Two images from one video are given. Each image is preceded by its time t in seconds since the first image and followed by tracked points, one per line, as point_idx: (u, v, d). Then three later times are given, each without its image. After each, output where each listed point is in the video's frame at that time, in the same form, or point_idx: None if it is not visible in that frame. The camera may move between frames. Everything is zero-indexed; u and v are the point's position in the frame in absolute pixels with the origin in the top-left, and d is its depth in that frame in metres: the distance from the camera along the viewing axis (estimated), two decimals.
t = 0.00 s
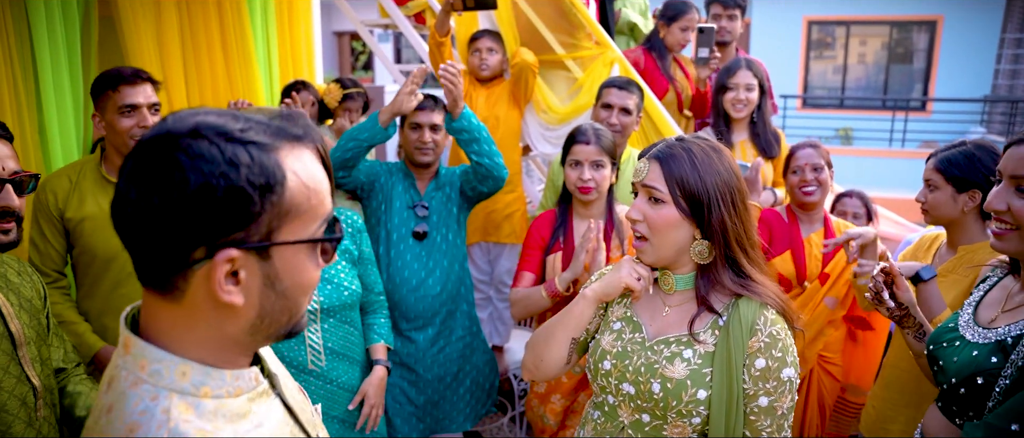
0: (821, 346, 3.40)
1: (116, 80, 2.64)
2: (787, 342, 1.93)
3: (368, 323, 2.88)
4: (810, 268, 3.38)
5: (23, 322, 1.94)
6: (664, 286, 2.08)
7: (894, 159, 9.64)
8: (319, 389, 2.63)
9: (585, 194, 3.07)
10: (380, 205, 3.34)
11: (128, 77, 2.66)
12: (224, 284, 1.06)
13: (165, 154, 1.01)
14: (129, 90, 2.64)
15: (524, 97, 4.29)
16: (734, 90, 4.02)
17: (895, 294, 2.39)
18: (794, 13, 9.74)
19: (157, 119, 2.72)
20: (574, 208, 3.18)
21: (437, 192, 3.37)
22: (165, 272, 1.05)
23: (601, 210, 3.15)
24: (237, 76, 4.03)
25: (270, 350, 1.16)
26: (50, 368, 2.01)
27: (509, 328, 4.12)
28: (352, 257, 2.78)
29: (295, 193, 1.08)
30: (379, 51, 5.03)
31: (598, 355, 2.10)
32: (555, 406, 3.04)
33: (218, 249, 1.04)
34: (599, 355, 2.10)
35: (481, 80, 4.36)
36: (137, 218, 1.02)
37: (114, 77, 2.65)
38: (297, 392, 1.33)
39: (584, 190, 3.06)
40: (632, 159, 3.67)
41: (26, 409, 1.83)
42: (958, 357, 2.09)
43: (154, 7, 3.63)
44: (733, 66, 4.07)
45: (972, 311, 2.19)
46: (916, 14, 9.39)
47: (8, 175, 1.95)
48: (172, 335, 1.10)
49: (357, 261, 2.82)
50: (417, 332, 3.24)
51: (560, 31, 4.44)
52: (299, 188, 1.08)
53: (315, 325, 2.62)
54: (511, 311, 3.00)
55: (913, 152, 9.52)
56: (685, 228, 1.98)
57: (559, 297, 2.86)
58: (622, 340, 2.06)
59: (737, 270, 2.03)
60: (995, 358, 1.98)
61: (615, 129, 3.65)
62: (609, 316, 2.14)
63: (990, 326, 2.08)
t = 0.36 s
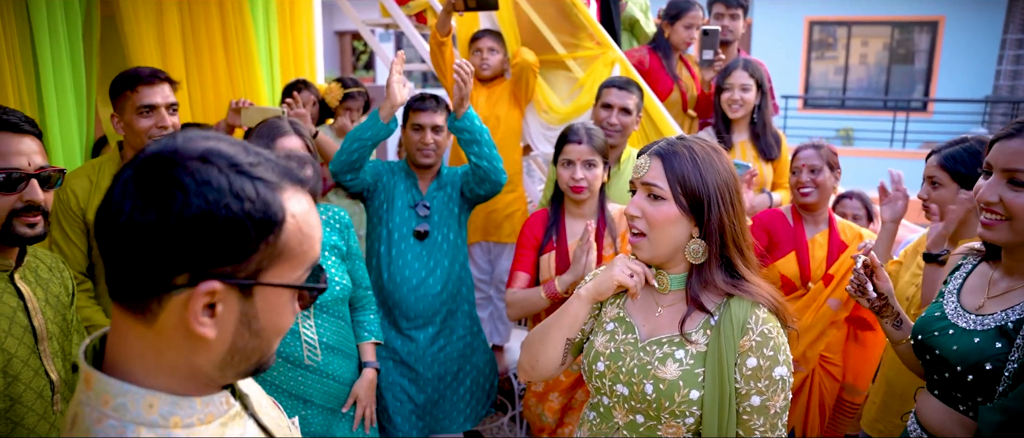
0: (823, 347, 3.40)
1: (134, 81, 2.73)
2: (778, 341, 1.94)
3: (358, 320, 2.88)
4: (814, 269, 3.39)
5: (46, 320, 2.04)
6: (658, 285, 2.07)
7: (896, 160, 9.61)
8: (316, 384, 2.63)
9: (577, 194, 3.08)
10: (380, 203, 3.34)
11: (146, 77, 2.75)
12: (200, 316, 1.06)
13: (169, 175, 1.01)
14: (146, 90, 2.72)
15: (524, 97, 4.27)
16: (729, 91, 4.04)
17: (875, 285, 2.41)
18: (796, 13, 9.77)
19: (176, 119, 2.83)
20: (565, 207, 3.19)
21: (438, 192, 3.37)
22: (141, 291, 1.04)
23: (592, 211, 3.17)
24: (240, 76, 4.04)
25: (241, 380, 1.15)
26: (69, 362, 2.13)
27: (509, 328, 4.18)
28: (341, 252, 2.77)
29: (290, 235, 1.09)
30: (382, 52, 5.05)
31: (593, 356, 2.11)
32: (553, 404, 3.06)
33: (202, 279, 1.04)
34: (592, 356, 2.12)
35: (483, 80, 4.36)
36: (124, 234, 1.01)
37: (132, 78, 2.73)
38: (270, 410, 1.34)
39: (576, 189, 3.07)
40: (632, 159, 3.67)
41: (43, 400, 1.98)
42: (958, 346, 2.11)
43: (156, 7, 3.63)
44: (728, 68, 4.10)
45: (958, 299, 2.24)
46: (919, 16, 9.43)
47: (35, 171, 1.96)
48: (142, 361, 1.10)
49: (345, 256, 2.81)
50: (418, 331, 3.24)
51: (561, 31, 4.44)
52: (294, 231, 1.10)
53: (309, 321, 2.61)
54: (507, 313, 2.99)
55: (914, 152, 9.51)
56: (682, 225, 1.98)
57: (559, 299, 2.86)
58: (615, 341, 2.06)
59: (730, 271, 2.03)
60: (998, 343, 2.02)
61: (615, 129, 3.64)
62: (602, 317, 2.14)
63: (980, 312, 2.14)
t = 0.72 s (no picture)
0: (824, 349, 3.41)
1: (142, 83, 2.72)
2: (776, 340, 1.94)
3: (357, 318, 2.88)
4: (814, 272, 3.40)
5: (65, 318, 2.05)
6: (658, 285, 2.07)
7: (898, 161, 9.59)
8: (319, 380, 2.62)
9: (570, 194, 3.09)
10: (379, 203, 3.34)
11: (156, 78, 2.75)
12: (164, 334, 1.05)
13: (116, 195, 1.01)
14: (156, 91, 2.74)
15: (524, 97, 4.26)
16: (728, 93, 4.05)
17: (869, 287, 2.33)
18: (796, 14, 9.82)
19: (185, 119, 2.84)
20: (558, 208, 3.19)
21: (439, 192, 3.36)
22: (104, 315, 1.04)
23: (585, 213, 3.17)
24: (240, 75, 4.03)
25: (225, 381, 1.15)
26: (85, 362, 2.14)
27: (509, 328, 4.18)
28: (339, 249, 2.79)
29: (248, 242, 1.08)
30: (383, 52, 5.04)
31: (591, 355, 2.11)
32: (554, 404, 3.06)
33: (162, 298, 1.03)
34: (591, 355, 2.12)
35: (483, 80, 4.35)
36: (81, 259, 1.02)
37: (140, 79, 2.74)
38: (258, 416, 1.34)
39: (569, 190, 3.08)
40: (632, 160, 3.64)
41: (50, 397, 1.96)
42: (964, 339, 2.12)
43: (158, 6, 3.64)
44: (728, 71, 4.12)
45: (952, 296, 2.26)
46: (919, 16, 9.45)
47: (65, 179, 1.90)
48: (113, 377, 1.10)
49: (342, 252, 2.82)
50: (418, 330, 3.24)
51: (561, 30, 4.47)
52: (254, 238, 1.09)
53: (312, 318, 2.61)
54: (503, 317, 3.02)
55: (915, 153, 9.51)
56: (683, 230, 1.98)
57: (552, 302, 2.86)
58: (614, 340, 2.06)
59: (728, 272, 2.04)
60: (1008, 335, 2.04)
61: (615, 129, 3.66)
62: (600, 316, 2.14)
63: (977, 305, 2.17)
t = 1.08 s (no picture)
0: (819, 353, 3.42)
1: (141, 84, 2.73)
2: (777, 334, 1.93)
3: (360, 320, 2.89)
4: (808, 276, 3.40)
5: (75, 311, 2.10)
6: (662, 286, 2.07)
7: (896, 165, 9.60)
8: (319, 380, 2.62)
9: (571, 198, 3.11)
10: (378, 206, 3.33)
11: (154, 80, 2.75)
12: (135, 346, 1.05)
13: (76, 210, 0.99)
14: (155, 92, 2.75)
15: (525, 99, 4.27)
16: (729, 96, 4.07)
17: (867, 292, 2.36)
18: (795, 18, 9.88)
19: (184, 121, 2.83)
20: (559, 210, 3.21)
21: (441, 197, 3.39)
22: (75, 333, 1.04)
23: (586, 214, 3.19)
24: (240, 75, 4.04)
25: (205, 387, 1.15)
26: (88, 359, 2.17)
27: (508, 331, 4.19)
28: (342, 248, 2.79)
29: (217, 248, 1.08)
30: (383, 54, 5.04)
31: (595, 357, 2.09)
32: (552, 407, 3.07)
33: (131, 310, 1.03)
34: (595, 356, 2.10)
35: (482, 83, 4.36)
36: (44, 276, 1.01)
37: (139, 79, 2.75)
38: (246, 420, 1.34)
39: (570, 193, 3.09)
40: (632, 163, 3.69)
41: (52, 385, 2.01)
42: (966, 341, 2.13)
43: (160, 7, 3.65)
44: (728, 73, 4.14)
45: (949, 298, 2.26)
46: (919, 21, 9.48)
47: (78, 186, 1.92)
48: (90, 393, 1.10)
49: (345, 252, 2.82)
50: (420, 333, 3.25)
51: (562, 34, 4.51)
52: (222, 243, 1.08)
53: (315, 318, 2.62)
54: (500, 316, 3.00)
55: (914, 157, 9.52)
56: (696, 236, 2.02)
57: (546, 305, 2.88)
58: (618, 341, 2.05)
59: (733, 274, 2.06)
60: (1011, 334, 2.06)
61: (616, 132, 3.67)
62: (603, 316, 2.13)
63: (974, 306, 2.18)
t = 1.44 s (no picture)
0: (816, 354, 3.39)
1: (133, 84, 2.74)
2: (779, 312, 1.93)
3: (365, 322, 2.89)
4: (801, 275, 3.39)
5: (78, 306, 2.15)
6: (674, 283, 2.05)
7: (896, 167, 9.61)
8: (321, 379, 2.63)
9: (576, 201, 3.11)
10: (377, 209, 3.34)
11: (145, 79, 2.76)
12: (127, 337, 1.05)
13: (64, 199, 0.99)
14: (150, 92, 2.75)
15: (526, 100, 4.27)
16: (731, 96, 4.07)
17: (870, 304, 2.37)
18: (795, 19, 9.89)
19: (174, 121, 2.82)
20: (564, 214, 3.21)
21: (439, 199, 3.38)
22: (65, 323, 1.04)
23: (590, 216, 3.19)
24: (241, 74, 4.04)
25: (198, 381, 1.15)
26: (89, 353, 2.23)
27: (507, 332, 4.20)
28: (343, 248, 2.79)
29: (205, 238, 1.07)
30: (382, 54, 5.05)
31: (605, 351, 2.06)
32: (553, 409, 3.07)
33: (120, 300, 1.02)
34: (606, 349, 2.07)
35: (483, 84, 4.36)
36: (34, 267, 1.01)
37: (131, 79, 2.75)
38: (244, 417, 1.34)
39: (575, 196, 3.09)
40: (633, 165, 3.72)
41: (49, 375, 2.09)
42: (973, 345, 2.12)
43: (160, 7, 3.66)
44: (728, 73, 4.13)
45: (952, 301, 2.25)
46: (919, 22, 9.50)
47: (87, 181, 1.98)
48: (83, 386, 1.09)
49: (347, 253, 2.81)
50: (419, 336, 3.25)
51: (562, 35, 4.52)
52: (211, 233, 1.08)
53: (316, 317, 2.62)
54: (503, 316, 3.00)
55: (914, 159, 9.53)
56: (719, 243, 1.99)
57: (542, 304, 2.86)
58: (630, 334, 2.03)
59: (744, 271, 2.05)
60: (1019, 338, 2.05)
61: (618, 134, 3.67)
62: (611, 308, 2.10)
63: (977, 310, 2.18)
